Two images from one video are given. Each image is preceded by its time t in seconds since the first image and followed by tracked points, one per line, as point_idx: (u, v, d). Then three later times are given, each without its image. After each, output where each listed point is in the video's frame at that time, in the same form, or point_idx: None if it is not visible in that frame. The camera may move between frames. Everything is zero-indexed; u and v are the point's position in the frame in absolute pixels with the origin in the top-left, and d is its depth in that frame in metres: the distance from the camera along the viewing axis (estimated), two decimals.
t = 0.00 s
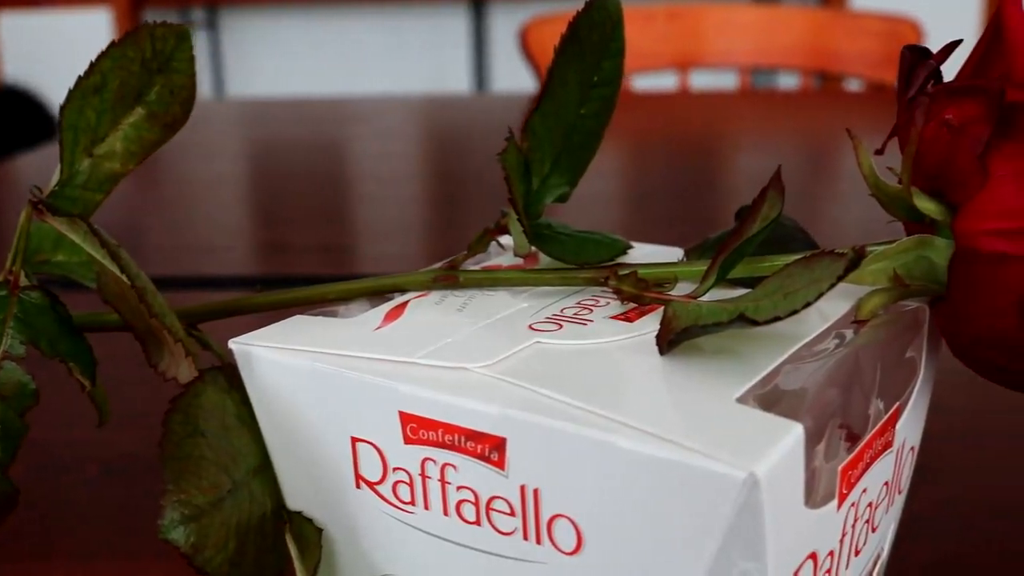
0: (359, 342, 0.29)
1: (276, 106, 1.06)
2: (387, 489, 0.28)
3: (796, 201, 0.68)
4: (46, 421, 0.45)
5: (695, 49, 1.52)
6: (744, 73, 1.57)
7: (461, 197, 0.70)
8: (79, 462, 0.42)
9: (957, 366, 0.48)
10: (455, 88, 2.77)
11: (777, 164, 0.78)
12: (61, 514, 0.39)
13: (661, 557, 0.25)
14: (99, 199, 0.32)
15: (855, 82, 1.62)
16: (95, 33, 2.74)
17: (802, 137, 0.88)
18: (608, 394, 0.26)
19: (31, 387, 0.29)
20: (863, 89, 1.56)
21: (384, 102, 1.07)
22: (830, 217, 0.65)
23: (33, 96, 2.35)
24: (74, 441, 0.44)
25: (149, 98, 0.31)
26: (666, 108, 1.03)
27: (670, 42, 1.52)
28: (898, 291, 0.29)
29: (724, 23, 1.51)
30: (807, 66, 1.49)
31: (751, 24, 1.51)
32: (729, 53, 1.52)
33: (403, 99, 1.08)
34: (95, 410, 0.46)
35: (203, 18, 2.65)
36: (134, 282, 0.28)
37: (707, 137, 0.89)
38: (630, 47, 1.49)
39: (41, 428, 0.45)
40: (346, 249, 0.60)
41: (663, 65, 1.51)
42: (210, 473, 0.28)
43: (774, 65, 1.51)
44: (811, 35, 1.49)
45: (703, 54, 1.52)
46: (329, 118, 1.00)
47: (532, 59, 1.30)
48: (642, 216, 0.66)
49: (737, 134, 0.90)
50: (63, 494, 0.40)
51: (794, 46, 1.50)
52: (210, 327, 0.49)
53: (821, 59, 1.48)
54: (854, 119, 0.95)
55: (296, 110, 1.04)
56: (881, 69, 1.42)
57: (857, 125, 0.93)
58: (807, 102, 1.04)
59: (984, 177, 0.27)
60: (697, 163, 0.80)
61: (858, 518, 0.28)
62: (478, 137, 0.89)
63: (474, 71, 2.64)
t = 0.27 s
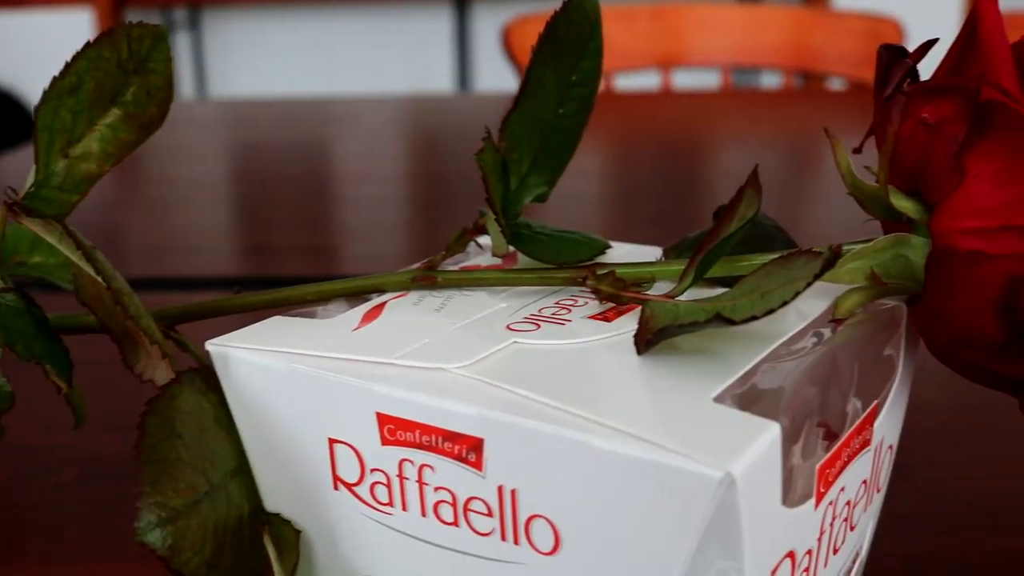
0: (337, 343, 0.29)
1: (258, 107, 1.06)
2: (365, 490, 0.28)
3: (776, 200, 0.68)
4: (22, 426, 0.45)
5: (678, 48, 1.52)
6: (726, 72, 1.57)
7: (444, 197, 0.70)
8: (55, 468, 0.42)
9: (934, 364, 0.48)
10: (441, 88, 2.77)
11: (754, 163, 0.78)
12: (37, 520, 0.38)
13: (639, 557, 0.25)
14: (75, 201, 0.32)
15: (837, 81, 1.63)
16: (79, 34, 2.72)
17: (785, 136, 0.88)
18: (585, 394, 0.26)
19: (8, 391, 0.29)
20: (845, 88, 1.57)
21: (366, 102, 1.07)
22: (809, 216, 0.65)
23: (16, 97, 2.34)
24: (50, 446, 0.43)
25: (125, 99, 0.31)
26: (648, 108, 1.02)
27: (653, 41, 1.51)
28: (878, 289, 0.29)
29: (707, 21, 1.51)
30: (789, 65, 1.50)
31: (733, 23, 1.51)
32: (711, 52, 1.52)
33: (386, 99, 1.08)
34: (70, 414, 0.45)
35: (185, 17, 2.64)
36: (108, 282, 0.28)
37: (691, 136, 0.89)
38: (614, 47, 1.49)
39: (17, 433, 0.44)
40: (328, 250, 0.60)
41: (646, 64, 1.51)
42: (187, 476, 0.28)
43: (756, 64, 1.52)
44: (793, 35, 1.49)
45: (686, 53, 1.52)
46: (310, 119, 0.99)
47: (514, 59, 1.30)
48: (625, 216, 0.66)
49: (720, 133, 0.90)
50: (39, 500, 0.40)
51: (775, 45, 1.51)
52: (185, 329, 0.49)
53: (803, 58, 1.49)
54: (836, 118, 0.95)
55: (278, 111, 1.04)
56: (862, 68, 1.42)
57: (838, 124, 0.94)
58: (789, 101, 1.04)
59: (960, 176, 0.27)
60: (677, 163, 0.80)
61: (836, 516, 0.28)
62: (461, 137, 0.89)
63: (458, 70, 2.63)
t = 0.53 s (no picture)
0: (313, 345, 0.28)
1: (240, 107, 1.06)
2: (341, 492, 0.28)
3: (756, 199, 0.68)
4: None
5: (659, 48, 1.52)
6: (708, 71, 1.57)
7: (426, 197, 0.70)
8: (31, 474, 0.42)
9: (911, 363, 0.48)
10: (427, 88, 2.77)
11: (729, 163, 0.78)
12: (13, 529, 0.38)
13: (615, 558, 0.25)
14: (49, 203, 0.32)
15: (818, 80, 1.63)
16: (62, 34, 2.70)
17: (766, 135, 0.88)
18: (561, 395, 0.26)
19: None
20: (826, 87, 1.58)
21: (348, 103, 1.06)
22: (790, 215, 0.65)
23: None
24: (27, 451, 0.43)
25: (100, 100, 0.30)
26: (630, 108, 1.02)
27: (634, 41, 1.51)
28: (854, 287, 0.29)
29: (687, 21, 1.51)
30: (771, 64, 1.50)
31: (715, 22, 1.51)
32: (692, 51, 1.53)
33: (367, 99, 1.07)
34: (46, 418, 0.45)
35: (165, 18, 2.63)
36: (82, 285, 0.28)
37: (674, 135, 0.90)
38: (596, 47, 1.49)
39: None
40: (309, 250, 0.60)
41: (628, 63, 1.51)
42: (163, 479, 0.28)
43: (738, 63, 1.52)
44: (774, 34, 1.50)
45: (667, 53, 1.52)
46: (291, 119, 0.99)
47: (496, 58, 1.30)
48: (606, 216, 0.66)
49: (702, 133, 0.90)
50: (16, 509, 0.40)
51: (757, 44, 1.51)
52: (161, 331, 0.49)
53: (784, 57, 1.49)
54: (818, 117, 0.96)
55: (259, 111, 1.03)
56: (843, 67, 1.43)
57: (819, 123, 0.94)
58: (768, 100, 1.04)
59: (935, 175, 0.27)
60: (658, 163, 0.80)
61: (813, 515, 0.28)
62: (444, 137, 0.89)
63: (439, 71, 2.63)
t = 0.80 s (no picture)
0: (288, 347, 0.28)
1: (220, 108, 1.05)
2: (317, 494, 0.28)
3: (737, 198, 0.68)
4: None
5: (639, 48, 1.52)
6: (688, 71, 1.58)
7: (408, 197, 0.70)
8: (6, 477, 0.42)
9: (888, 361, 0.49)
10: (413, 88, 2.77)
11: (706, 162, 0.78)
12: None
13: (590, 558, 0.25)
14: (24, 204, 0.32)
15: (798, 79, 1.64)
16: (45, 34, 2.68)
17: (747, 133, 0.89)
18: (536, 396, 0.25)
19: None
20: (806, 86, 1.58)
21: (330, 103, 1.06)
22: (769, 215, 0.65)
23: None
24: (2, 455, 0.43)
25: (73, 101, 0.30)
26: (611, 107, 1.02)
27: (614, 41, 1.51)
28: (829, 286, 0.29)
29: (667, 21, 1.51)
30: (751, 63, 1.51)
31: (696, 21, 1.52)
32: (673, 51, 1.53)
33: (348, 99, 1.07)
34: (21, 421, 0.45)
35: (146, 18, 2.61)
36: (55, 287, 0.27)
37: (655, 134, 0.90)
38: (578, 46, 1.49)
39: None
40: (290, 251, 0.60)
41: (609, 63, 1.51)
42: (137, 481, 0.27)
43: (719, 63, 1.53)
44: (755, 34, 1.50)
45: (646, 53, 1.52)
46: (271, 120, 0.99)
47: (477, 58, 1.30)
48: (587, 215, 0.66)
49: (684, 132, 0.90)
50: None
51: (738, 43, 1.52)
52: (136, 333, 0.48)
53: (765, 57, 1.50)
54: (799, 116, 0.96)
55: (239, 111, 1.03)
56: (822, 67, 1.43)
57: (799, 122, 0.94)
58: (747, 100, 1.04)
59: (909, 174, 0.27)
60: (638, 163, 0.80)
61: (789, 513, 0.28)
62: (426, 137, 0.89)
63: (425, 70, 2.64)
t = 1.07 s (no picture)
0: (258, 349, 0.28)
1: (196, 109, 1.05)
2: (288, 496, 0.28)
3: (715, 198, 0.68)
4: None
5: (616, 47, 1.52)
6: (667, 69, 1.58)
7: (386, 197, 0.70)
8: None
9: (860, 359, 0.49)
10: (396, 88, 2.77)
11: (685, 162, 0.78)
12: None
13: (561, 559, 0.24)
14: None
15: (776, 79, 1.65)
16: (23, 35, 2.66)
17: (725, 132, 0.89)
18: (507, 396, 0.25)
19: None
20: (783, 86, 1.58)
21: (308, 104, 1.06)
22: (745, 214, 0.65)
23: None
24: None
25: (42, 102, 0.30)
26: (590, 106, 1.03)
27: (592, 41, 1.51)
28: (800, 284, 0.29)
29: (644, 21, 1.51)
30: (729, 62, 1.51)
31: (673, 20, 1.52)
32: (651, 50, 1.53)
33: (325, 100, 1.07)
34: None
35: (123, 18, 2.63)
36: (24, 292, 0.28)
37: (634, 133, 0.90)
38: (555, 47, 1.49)
39: None
40: (268, 252, 0.60)
41: (587, 63, 1.51)
42: (106, 485, 0.27)
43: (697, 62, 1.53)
44: (732, 33, 1.51)
45: (624, 52, 1.52)
46: (248, 121, 0.98)
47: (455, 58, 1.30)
48: (565, 215, 0.66)
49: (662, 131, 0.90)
50: None
51: (715, 42, 1.52)
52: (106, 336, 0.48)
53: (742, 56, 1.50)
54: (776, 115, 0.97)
55: (215, 112, 1.03)
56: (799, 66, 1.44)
57: (775, 121, 0.93)
58: (724, 100, 1.04)
59: (879, 172, 0.27)
60: (616, 163, 0.80)
61: (761, 512, 0.28)
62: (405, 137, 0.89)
63: (398, 70, 2.62)
